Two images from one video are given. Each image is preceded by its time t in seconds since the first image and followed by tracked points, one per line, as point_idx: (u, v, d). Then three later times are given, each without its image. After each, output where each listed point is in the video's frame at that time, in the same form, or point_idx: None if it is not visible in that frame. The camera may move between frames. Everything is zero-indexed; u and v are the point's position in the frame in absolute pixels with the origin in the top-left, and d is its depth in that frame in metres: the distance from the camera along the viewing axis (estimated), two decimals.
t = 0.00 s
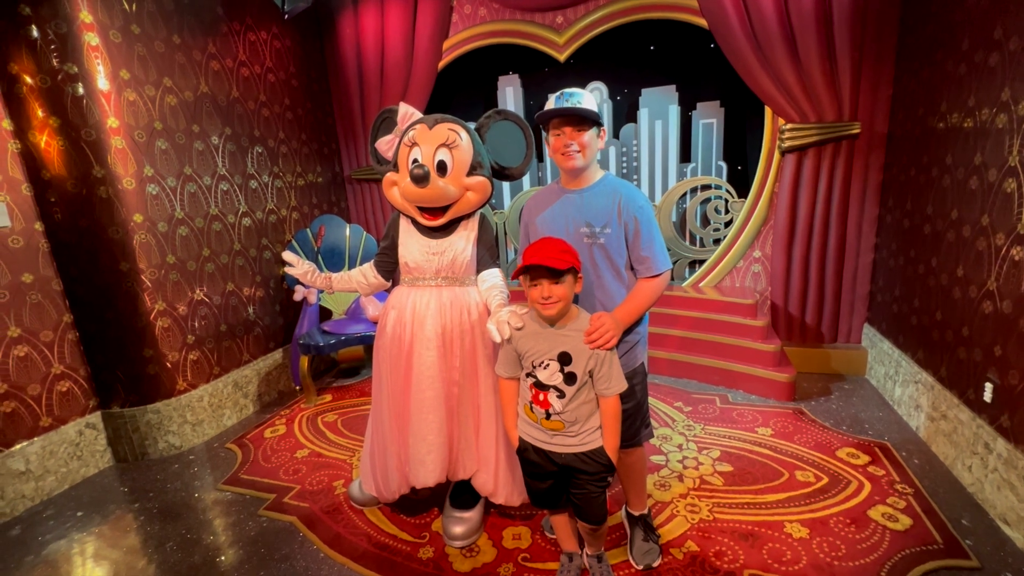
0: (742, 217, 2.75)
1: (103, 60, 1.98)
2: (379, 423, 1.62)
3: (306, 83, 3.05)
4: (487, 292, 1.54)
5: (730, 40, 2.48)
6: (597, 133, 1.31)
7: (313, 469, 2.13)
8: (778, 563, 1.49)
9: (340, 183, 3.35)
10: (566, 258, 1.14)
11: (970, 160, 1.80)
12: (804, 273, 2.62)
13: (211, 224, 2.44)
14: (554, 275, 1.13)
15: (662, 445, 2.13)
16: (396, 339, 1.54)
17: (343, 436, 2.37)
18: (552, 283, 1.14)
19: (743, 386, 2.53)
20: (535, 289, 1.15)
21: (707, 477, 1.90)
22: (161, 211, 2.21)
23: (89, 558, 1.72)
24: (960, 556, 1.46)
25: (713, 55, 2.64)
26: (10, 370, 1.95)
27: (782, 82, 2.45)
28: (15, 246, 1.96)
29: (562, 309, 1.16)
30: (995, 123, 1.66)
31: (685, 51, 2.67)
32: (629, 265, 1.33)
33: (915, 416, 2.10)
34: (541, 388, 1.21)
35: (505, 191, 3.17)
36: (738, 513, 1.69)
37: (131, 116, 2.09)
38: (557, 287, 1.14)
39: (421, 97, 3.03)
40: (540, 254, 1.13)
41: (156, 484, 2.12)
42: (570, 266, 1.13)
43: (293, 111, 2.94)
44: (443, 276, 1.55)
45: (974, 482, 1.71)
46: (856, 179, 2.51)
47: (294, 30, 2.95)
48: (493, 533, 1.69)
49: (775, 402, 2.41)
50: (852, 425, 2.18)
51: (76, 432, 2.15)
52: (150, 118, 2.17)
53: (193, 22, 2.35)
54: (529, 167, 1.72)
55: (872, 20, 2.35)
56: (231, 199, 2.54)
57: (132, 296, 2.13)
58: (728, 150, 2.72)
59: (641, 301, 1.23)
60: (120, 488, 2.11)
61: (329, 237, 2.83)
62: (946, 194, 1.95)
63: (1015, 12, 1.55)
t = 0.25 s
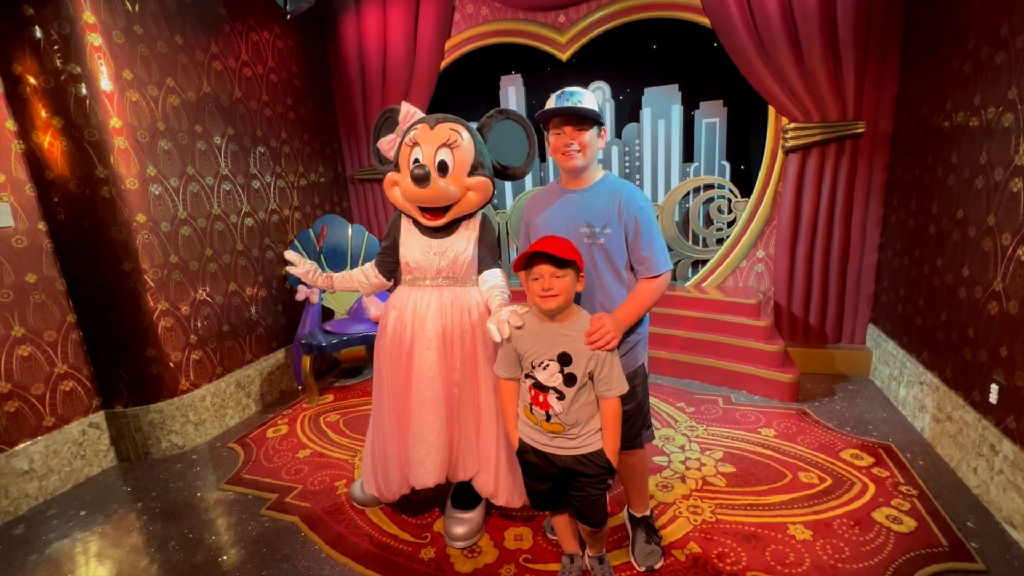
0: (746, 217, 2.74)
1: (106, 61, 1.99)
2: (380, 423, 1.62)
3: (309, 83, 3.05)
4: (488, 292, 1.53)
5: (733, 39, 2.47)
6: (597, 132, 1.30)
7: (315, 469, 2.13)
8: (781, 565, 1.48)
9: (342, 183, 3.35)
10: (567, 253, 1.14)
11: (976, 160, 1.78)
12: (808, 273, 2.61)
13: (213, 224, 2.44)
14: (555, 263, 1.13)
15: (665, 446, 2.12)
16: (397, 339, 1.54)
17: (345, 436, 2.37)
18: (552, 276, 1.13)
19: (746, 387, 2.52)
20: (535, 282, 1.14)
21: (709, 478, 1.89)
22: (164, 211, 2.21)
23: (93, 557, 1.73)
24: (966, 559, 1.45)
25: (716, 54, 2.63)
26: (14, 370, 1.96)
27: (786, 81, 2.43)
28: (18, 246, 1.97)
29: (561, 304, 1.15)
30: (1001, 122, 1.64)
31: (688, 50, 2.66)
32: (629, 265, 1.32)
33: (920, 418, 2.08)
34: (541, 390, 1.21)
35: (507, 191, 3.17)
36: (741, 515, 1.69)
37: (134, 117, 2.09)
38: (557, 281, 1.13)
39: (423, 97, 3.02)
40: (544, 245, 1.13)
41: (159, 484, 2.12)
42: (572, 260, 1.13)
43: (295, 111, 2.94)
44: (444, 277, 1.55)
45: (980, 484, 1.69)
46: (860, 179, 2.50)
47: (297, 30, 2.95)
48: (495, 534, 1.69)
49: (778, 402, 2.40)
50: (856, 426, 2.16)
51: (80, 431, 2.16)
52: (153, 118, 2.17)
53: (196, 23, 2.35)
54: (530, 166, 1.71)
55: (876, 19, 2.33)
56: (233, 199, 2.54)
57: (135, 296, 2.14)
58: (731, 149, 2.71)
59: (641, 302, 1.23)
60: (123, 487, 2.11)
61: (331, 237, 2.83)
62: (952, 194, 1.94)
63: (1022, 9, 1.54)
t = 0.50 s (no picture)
0: (749, 217, 2.72)
1: (108, 61, 1.99)
2: (379, 423, 1.62)
3: (311, 83, 3.05)
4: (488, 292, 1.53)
5: (736, 37, 2.45)
6: (597, 131, 1.29)
7: (316, 469, 2.13)
8: (784, 567, 1.47)
9: (344, 182, 3.35)
10: (566, 256, 1.13)
11: (981, 159, 1.77)
12: (811, 273, 2.59)
13: (216, 224, 2.44)
14: (554, 267, 1.13)
15: (667, 446, 2.11)
16: (396, 340, 1.54)
17: (347, 436, 2.37)
18: (552, 280, 1.13)
19: (748, 387, 2.51)
20: (534, 285, 1.14)
21: (711, 479, 1.88)
22: (166, 211, 2.22)
23: (95, 556, 1.73)
24: (970, 562, 1.44)
25: (719, 53, 2.61)
26: (17, 370, 1.97)
27: (789, 80, 2.42)
28: (21, 246, 1.97)
29: (561, 306, 1.15)
30: (1007, 121, 1.62)
31: (691, 49, 2.65)
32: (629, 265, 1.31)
33: (924, 419, 2.07)
34: (540, 391, 1.20)
35: (509, 190, 3.16)
36: (743, 516, 1.68)
37: (136, 117, 2.10)
38: (557, 285, 1.13)
39: (425, 97, 3.02)
40: (542, 248, 1.12)
41: (161, 483, 2.13)
42: (570, 263, 1.12)
43: (297, 110, 2.94)
44: (444, 277, 1.54)
45: (985, 486, 1.68)
46: (864, 179, 2.48)
47: (299, 30, 2.95)
48: (496, 535, 1.68)
49: (781, 403, 2.39)
50: (860, 427, 2.15)
51: (83, 431, 2.17)
52: (155, 118, 2.17)
53: (198, 23, 2.35)
54: (532, 166, 1.70)
55: (880, 17, 2.31)
56: (235, 199, 2.54)
57: (137, 296, 2.15)
58: (734, 148, 2.69)
59: (642, 303, 1.22)
60: (126, 487, 2.12)
61: (333, 237, 2.83)
62: (957, 193, 1.92)
63: None
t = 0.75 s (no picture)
0: (752, 216, 2.70)
1: (110, 61, 2.00)
2: (379, 424, 1.62)
3: (313, 83, 3.05)
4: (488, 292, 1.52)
5: (740, 35, 2.43)
6: (597, 131, 1.28)
7: (318, 468, 2.14)
8: (786, 570, 1.45)
9: (347, 182, 3.35)
10: (566, 258, 1.12)
11: (988, 158, 1.74)
12: (815, 272, 2.57)
13: (218, 224, 2.45)
14: (553, 271, 1.12)
15: (668, 447, 2.10)
16: (396, 340, 1.53)
17: (348, 435, 2.38)
18: (551, 282, 1.12)
19: (751, 388, 2.49)
20: (534, 288, 1.13)
21: (713, 480, 1.87)
22: (168, 210, 2.22)
23: (98, 555, 1.74)
24: (975, 566, 1.42)
25: (723, 51, 2.59)
26: (20, 369, 1.98)
27: (793, 78, 2.40)
28: (24, 246, 1.98)
29: (561, 309, 1.14)
30: (1014, 119, 1.60)
31: (694, 47, 2.63)
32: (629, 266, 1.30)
33: (929, 420, 2.05)
34: (540, 393, 1.20)
35: (511, 190, 3.15)
36: (745, 518, 1.67)
37: (138, 117, 2.10)
38: (556, 287, 1.12)
39: (427, 96, 3.02)
40: (540, 252, 1.12)
41: (164, 482, 2.13)
42: (570, 266, 1.12)
43: (299, 110, 2.94)
44: (444, 277, 1.54)
45: (991, 489, 1.66)
46: (869, 178, 2.46)
47: (301, 29, 2.95)
48: (496, 536, 1.68)
49: (784, 404, 2.37)
50: (864, 429, 2.13)
51: (86, 430, 2.18)
52: (157, 118, 2.18)
53: (200, 23, 2.36)
54: (533, 165, 1.69)
55: (885, 14, 2.29)
56: (238, 199, 2.55)
57: (140, 296, 2.15)
58: (738, 147, 2.67)
59: (641, 304, 1.21)
60: (128, 486, 2.13)
61: (335, 236, 2.83)
62: (963, 192, 1.90)
63: None
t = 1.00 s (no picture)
0: (755, 215, 2.69)
1: (113, 62, 2.00)
2: (380, 424, 1.61)
3: (315, 82, 3.05)
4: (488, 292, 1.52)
5: (743, 33, 2.41)
6: (597, 131, 1.28)
7: (320, 468, 2.14)
8: (788, 572, 1.44)
9: (349, 182, 3.35)
10: (566, 259, 1.11)
11: (994, 156, 1.72)
12: (819, 272, 2.55)
13: (220, 224, 2.45)
14: (553, 272, 1.11)
15: (670, 448, 2.09)
16: (396, 340, 1.53)
17: (350, 435, 2.38)
18: (551, 284, 1.11)
19: (755, 388, 2.48)
20: (534, 289, 1.13)
21: (715, 481, 1.86)
22: (171, 210, 2.23)
23: (100, 554, 1.75)
24: (980, 569, 1.41)
25: (726, 49, 2.58)
26: (24, 368, 1.99)
27: (797, 76, 2.38)
28: (28, 246, 1.99)
29: (561, 310, 1.14)
30: (1021, 117, 1.58)
31: (697, 45, 2.62)
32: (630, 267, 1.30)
33: (934, 421, 2.03)
34: (540, 394, 1.19)
35: (513, 189, 3.14)
36: (747, 520, 1.65)
37: (141, 117, 2.11)
38: (556, 288, 1.11)
39: (429, 95, 3.01)
40: (541, 252, 1.11)
41: (166, 481, 2.14)
42: (570, 267, 1.11)
43: (301, 110, 2.94)
44: (444, 278, 1.53)
45: (996, 491, 1.65)
46: (873, 177, 2.44)
47: (303, 29, 2.95)
48: (497, 537, 1.67)
49: (788, 404, 2.36)
50: (868, 430, 2.11)
51: (89, 429, 2.19)
52: (159, 118, 2.18)
53: (202, 22, 2.36)
54: (533, 165, 1.70)
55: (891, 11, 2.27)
56: (240, 198, 2.55)
57: (142, 296, 2.16)
58: (741, 146, 2.67)
59: (642, 305, 1.20)
60: (132, 484, 2.14)
61: (337, 236, 2.83)
62: (969, 191, 1.88)
63: None
